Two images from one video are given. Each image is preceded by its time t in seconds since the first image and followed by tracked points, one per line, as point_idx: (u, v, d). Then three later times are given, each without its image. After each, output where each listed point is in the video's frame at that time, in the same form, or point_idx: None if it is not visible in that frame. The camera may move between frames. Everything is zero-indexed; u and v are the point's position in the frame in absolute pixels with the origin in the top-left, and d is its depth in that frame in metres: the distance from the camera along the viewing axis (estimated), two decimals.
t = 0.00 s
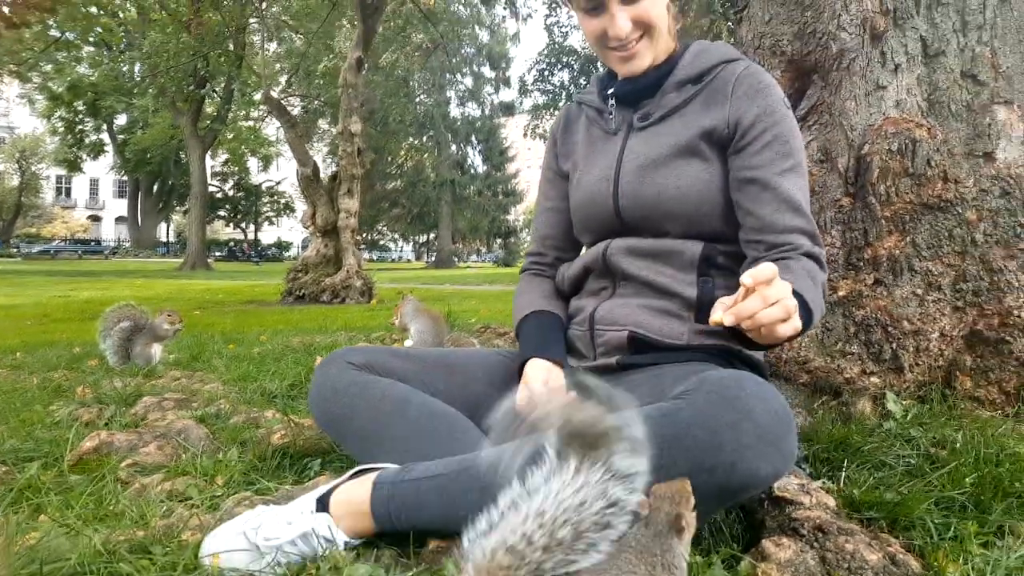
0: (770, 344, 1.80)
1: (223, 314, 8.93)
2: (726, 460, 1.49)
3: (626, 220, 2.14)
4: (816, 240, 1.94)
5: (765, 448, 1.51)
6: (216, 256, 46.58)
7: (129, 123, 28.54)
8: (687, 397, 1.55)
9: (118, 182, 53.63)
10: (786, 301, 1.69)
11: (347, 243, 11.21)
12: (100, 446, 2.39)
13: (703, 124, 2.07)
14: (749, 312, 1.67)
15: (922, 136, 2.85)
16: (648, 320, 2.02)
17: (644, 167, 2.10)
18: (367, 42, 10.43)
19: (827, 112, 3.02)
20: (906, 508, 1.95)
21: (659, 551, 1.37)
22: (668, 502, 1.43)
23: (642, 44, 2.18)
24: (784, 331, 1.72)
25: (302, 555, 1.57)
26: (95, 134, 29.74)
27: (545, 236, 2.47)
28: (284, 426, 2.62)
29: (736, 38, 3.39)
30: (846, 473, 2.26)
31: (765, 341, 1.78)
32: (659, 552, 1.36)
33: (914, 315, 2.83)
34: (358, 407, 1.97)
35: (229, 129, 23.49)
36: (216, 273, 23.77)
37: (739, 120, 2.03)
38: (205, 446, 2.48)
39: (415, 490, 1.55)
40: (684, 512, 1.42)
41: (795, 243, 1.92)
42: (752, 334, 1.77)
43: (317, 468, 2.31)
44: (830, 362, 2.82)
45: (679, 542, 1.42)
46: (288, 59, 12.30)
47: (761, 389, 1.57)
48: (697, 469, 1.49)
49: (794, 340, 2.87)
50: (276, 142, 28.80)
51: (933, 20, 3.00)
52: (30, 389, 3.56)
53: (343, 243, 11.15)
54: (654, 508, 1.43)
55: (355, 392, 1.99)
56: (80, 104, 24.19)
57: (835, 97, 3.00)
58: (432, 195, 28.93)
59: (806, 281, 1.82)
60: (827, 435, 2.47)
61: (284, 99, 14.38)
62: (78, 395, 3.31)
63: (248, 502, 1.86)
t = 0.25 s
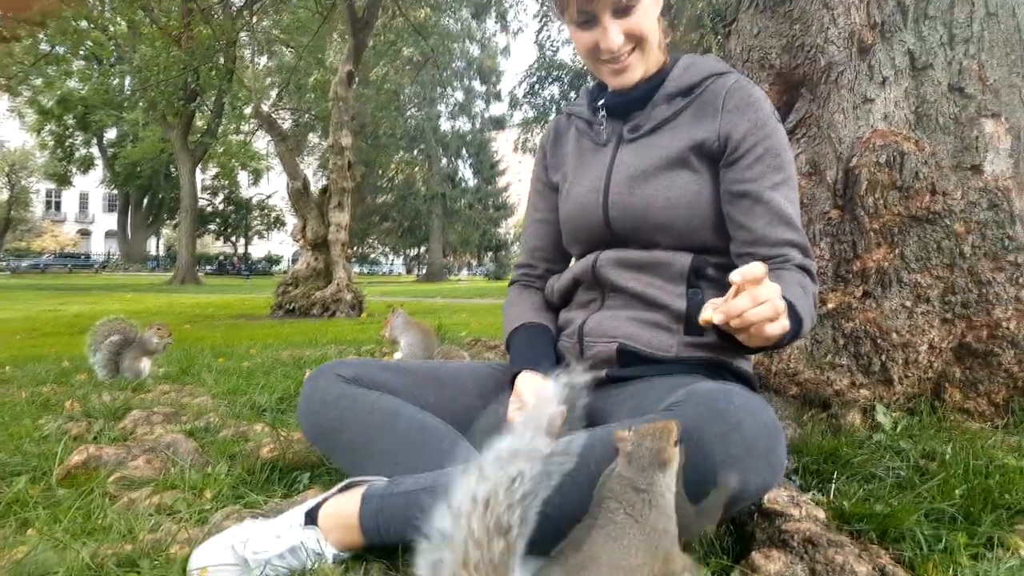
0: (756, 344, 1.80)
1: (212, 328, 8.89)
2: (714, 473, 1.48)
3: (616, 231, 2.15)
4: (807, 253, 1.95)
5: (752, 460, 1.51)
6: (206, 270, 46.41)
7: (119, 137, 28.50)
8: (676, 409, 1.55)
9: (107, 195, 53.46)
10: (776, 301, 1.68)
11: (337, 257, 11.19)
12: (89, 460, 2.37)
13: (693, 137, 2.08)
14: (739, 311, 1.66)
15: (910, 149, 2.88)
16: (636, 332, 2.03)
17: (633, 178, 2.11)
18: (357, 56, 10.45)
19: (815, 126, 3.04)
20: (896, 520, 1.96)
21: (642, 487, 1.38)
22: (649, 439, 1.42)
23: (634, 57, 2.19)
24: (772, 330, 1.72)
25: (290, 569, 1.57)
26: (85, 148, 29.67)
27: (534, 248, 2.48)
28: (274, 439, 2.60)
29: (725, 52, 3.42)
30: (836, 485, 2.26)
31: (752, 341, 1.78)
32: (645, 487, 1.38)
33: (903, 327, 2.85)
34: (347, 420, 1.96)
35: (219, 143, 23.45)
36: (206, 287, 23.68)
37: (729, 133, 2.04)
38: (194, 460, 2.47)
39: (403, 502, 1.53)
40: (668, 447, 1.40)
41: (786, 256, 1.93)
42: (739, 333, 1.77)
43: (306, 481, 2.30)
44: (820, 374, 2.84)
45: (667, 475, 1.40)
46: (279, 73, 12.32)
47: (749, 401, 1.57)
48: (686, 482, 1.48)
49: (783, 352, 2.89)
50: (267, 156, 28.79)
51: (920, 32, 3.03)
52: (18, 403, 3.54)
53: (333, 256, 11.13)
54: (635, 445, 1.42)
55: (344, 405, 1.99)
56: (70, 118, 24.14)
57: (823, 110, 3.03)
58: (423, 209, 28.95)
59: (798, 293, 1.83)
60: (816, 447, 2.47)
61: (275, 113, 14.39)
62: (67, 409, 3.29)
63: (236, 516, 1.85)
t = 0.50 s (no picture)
0: (753, 336, 1.62)
1: (206, 341, 8.86)
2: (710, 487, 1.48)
3: (612, 243, 2.16)
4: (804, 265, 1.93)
5: (748, 473, 1.51)
6: (201, 283, 46.32)
7: (114, 151, 28.48)
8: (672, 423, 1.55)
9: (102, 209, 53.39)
10: (771, 285, 1.45)
11: (332, 270, 11.19)
12: (83, 473, 2.35)
13: (689, 149, 2.09)
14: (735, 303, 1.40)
15: (903, 162, 2.90)
16: (631, 344, 2.03)
17: (629, 190, 2.13)
18: (351, 69, 10.48)
19: (809, 138, 3.03)
20: (892, 532, 1.96)
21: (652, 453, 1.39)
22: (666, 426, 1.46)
23: (631, 69, 2.20)
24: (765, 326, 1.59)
25: None
26: (80, 162, 29.65)
27: (528, 259, 2.49)
28: (268, 452, 2.59)
29: (719, 65, 3.44)
30: (831, 497, 2.26)
31: (749, 334, 1.59)
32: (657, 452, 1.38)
33: (898, 339, 2.86)
34: (342, 433, 1.96)
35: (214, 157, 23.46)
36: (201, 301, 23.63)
37: (725, 147, 2.05)
38: (189, 473, 2.46)
39: (399, 515, 1.54)
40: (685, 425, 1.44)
41: (785, 264, 1.90)
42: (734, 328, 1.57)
43: (301, 494, 2.29)
44: (815, 387, 2.83)
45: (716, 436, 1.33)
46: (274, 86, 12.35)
47: (745, 414, 1.58)
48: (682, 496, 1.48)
49: (778, 365, 2.86)
50: (262, 170, 28.80)
51: (911, 47, 3.06)
52: (11, 416, 3.51)
53: (328, 269, 11.13)
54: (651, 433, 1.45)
55: (339, 418, 1.99)
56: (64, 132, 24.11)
57: (816, 123, 3.02)
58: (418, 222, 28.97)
59: (797, 300, 1.81)
60: (812, 460, 2.47)
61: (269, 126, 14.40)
62: (60, 422, 3.27)
63: (230, 529, 1.84)
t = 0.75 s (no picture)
0: (752, 313, 1.78)
1: (205, 344, 8.89)
2: (706, 483, 1.49)
3: (610, 245, 2.18)
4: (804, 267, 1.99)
5: (743, 470, 1.52)
6: (198, 286, 46.32)
7: (112, 154, 28.50)
8: (667, 421, 1.56)
9: (100, 212, 53.41)
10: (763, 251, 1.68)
11: (330, 274, 11.23)
12: (83, 471, 2.37)
13: (689, 153, 2.12)
14: (729, 256, 1.66)
15: (901, 166, 2.92)
16: (628, 345, 2.04)
17: (628, 193, 2.14)
18: (349, 73, 10.52)
19: (807, 142, 3.06)
20: (885, 531, 1.98)
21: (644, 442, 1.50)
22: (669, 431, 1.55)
23: (632, 70, 2.23)
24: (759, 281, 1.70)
25: None
26: (78, 165, 29.67)
27: (525, 262, 2.50)
28: (267, 452, 2.60)
29: (718, 69, 3.47)
30: (825, 497, 2.28)
31: (748, 307, 1.76)
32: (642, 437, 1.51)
33: (894, 342, 2.88)
34: (341, 433, 1.97)
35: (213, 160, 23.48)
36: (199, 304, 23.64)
37: (724, 151, 2.09)
38: (188, 472, 2.47)
39: (396, 511, 1.55)
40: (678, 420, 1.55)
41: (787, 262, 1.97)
42: (734, 296, 1.76)
43: (299, 492, 2.30)
44: (811, 389, 2.84)
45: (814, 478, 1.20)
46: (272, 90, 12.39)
47: (739, 412, 1.59)
48: (677, 492, 1.49)
49: (774, 366, 2.84)
50: (260, 173, 28.83)
51: (909, 51, 3.09)
52: (10, 416, 3.53)
53: (326, 273, 11.16)
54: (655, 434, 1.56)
55: (337, 419, 2.00)
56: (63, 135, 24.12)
57: (815, 126, 3.05)
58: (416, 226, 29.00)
59: (797, 294, 1.89)
60: (807, 461, 2.49)
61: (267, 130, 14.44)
62: (60, 422, 3.28)
63: (229, 525, 1.85)
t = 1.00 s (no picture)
0: (743, 310, 1.82)
1: (204, 318, 8.90)
2: (700, 450, 1.50)
3: (609, 219, 2.18)
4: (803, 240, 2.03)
5: (735, 437, 1.54)
6: (197, 262, 46.30)
7: (110, 128, 28.32)
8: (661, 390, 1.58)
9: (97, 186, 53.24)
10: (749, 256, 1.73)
11: (329, 250, 11.23)
12: (84, 440, 2.39)
13: (690, 126, 2.12)
14: (716, 264, 1.70)
15: (903, 142, 2.92)
16: (626, 318, 2.05)
17: (628, 165, 2.14)
18: (348, 47, 10.41)
19: (809, 117, 3.05)
20: (876, 501, 2.00)
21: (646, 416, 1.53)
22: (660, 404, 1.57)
23: (644, 37, 2.23)
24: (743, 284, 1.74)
25: (282, 543, 1.60)
26: (76, 139, 29.50)
27: (522, 236, 2.51)
28: (267, 422, 2.63)
29: (721, 43, 3.45)
30: (819, 469, 2.31)
31: (738, 306, 1.80)
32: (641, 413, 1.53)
33: (891, 318, 2.89)
34: (340, 403, 1.99)
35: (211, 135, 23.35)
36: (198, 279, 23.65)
37: (726, 123, 2.09)
38: (188, 441, 2.49)
39: (394, 477, 1.58)
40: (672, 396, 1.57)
41: (785, 241, 2.00)
42: (723, 297, 1.80)
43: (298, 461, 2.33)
44: (807, 363, 2.87)
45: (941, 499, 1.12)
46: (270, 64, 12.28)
47: (733, 382, 1.61)
48: (670, 459, 1.49)
49: (770, 341, 2.90)
50: (258, 148, 28.68)
51: (914, 25, 3.07)
52: (10, 387, 3.55)
53: (325, 248, 11.15)
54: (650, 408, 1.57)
55: (336, 390, 2.02)
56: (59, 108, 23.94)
57: (817, 101, 3.04)
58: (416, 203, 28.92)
59: (793, 273, 1.92)
60: (800, 433, 2.52)
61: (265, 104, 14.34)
62: (61, 392, 3.31)
63: (229, 491, 1.88)
